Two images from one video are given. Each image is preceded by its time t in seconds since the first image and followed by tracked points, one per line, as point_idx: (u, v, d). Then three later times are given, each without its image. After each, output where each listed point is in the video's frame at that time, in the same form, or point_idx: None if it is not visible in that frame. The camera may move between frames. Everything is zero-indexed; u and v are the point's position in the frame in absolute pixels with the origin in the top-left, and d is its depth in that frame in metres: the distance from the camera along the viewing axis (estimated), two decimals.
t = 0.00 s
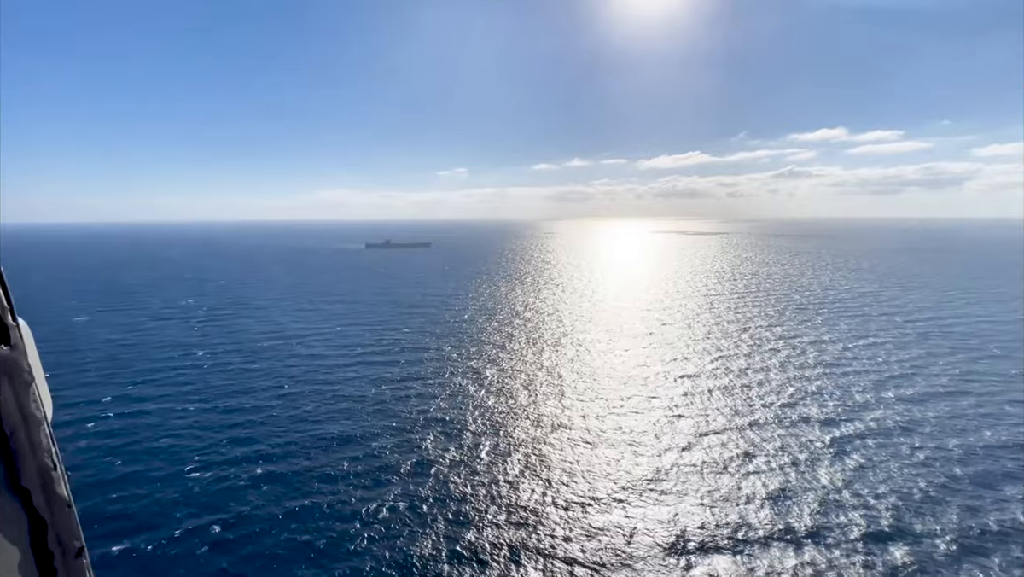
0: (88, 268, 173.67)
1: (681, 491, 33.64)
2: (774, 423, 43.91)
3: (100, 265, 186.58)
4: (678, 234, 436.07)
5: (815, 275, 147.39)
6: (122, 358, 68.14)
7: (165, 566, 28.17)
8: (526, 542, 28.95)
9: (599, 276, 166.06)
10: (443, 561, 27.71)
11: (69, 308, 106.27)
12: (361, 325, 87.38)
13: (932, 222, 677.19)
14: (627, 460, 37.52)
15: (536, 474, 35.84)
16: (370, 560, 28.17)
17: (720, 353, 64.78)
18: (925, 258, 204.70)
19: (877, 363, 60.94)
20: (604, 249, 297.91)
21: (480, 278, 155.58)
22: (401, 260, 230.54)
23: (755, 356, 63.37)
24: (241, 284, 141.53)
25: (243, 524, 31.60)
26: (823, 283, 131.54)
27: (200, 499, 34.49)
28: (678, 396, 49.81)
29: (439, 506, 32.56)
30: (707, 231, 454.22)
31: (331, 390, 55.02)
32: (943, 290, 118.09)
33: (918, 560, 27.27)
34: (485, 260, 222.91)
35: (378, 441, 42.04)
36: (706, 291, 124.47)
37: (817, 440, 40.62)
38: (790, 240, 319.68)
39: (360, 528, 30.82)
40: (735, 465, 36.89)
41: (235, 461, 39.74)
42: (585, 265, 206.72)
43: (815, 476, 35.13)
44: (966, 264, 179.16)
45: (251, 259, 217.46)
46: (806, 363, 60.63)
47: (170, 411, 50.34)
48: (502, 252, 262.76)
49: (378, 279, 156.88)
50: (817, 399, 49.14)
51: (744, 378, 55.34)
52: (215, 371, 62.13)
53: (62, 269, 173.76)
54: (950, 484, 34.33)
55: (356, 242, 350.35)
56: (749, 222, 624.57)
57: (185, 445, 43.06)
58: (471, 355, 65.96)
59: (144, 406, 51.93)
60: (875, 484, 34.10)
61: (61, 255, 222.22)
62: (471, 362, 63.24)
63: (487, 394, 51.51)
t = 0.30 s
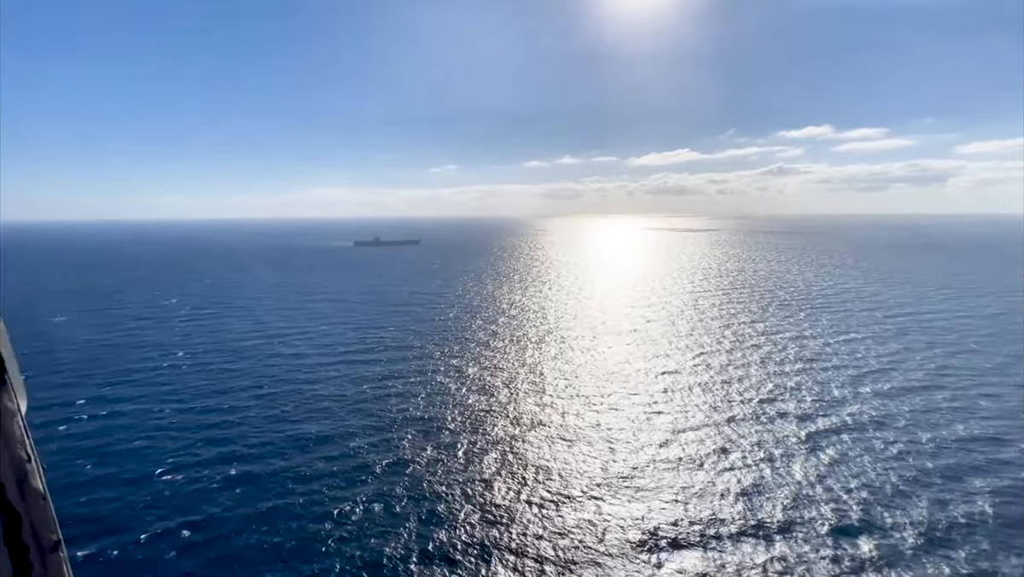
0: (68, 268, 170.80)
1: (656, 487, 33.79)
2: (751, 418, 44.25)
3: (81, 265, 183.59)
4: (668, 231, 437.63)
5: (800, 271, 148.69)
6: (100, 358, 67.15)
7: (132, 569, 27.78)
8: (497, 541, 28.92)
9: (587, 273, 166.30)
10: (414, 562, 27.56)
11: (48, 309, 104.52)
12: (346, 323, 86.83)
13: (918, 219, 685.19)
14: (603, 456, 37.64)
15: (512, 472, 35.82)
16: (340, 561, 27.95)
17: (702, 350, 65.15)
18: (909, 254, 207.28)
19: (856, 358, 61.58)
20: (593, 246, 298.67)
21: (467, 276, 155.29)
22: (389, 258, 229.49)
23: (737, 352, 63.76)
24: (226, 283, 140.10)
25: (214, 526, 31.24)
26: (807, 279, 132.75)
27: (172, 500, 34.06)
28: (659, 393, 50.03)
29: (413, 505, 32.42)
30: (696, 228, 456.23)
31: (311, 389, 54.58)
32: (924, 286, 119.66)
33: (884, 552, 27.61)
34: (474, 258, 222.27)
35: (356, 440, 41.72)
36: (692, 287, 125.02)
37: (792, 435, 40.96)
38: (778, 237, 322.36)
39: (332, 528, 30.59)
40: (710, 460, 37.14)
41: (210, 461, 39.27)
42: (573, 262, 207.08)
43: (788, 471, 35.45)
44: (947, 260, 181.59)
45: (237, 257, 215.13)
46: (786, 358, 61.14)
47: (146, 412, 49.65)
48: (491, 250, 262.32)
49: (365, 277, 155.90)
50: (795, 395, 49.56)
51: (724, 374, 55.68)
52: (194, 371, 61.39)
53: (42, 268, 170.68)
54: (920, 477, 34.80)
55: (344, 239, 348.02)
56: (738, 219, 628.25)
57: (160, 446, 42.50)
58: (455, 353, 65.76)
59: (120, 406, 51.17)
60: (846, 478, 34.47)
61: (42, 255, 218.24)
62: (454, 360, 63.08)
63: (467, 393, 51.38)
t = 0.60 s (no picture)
0: (51, 267, 167.66)
1: (634, 483, 33.81)
2: (731, 415, 44.43)
3: (65, 263, 180.41)
4: (660, 227, 438.33)
5: (789, 268, 149.28)
6: (79, 358, 66.14)
7: (101, 570, 27.47)
8: (471, 538, 28.83)
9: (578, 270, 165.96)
10: (387, 561, 27.41)
11: (29, 308, 102.79)
12: (332, 321, 86.27)
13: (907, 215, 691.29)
14: (582, 453, 37.64)
15: (490, 469, 35.71)
16: (312, 561, 27.75)
17: (687, 346, 65.25)
18: (898, 249, 208.02)
19: (839, 354, 61.94)
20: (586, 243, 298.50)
21: (457, 273, 154.66)
22: (380, 255, 227.80)
23: (722, 348, 63.96)
24: (213, 281, 138.65)
25: (187, 526, 30.94)
26: (796, 275, 133.31)
27: (147, 501, 33.75)
28: (641, 389, 50.10)
29: (389, 504, 32.28)
30: (687, 224, 457.18)
31: (293, 387, 54.19)
32: (910, 281, 120.52)
33: (855, 546, 27.82)
34: (465, 255, 221.38)
35: (336, 439, 41.47)
36: (681, 284, 125.17)
37: (771, 431, 41.13)
38: (769, 233, 323.93)
39: (306, 527, 30.38)
40: (689, 456, 37.19)
41: (187, 461, 38.92)
42: (565, 259, 206.59)
43: (765, 467, 35.58)
44: (934, 255, 183.15)
45: (226, 255, 212.88)
46: (769, 355, 61.45)
47: (125, 412, 49.05)
48: (483, 247, 261.48)
49: (354, 275, 154.89)
50: (776, 391, 49.79)
51: (707, 370, 55.86)
52: (176, 370, 60.70)
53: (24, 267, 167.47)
54: (894, 472, 35.07)
55: (335, 237, 345.30)
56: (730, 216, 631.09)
57: (136, 446, 42.01)
58: (439, 351, 65.52)
59: (98, 406, 50.51)
60: (822, 474, 34.67)
61: (26, 253, 214.55)
62: (439, 357, 62.80)
63: (450, 390, 51.26)
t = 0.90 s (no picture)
0: (40, 265, 166.49)
1: (614, 481, 33.73)
2: (716, 412, 44.29)
3: (53, 260, 179.02)
4: (654, 224, 438.38)
5: (780, 264, 149.80)
6: (62, 357, 65.55)
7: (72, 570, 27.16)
8: (448, 538, 28.67)
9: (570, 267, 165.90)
10: (362, 560, 27.25)
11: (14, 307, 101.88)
12: (320, 319, 85.82)
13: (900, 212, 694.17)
14: (565, 451, 37.57)
15: (471, 467, 35.59)
16: (287, 561, 27.55)
17: (674, 343, 65.22)
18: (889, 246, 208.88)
19: (824, 350, 62.08)
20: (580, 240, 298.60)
21: (449, 270, 154.38)
22: (372, 252, 227.15)
23: (710, 345, 63.91)
24: (202, 279, 137.80)
25: (160, 526, 30.57)
26: (785, 272, 133.79)
27: (124, 500, 33.40)
28: (624, 386, 50.08)
29: (367, 503, 32.07)
30: (681, 221, 457.80)
31: (278, 386, 53.81)
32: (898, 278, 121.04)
33: (830, 543, 27.86)
34: (457, 252, 221.08)
35: (318, 437, 41.17)
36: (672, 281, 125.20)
37: (753, 428, 41.12)
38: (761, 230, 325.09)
39: (283, 527, 30.18)
40: (671, 454, 37.09)
41: (167, 460, 38.54)
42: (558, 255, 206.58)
43: (745, 465, 35.57)
44: (923, 252, 184.21)
45: (217, 252, 211.71)
46: (756, 351, 61.52)
47: (106, 410, 48.57)
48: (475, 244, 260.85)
49: (345, 272, 154.36)
50: (760, 387, 49.88)
51: (693, 367, 55.88)
52: (160, 368, 60.21)
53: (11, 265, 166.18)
54: (873, 468, 35.16)
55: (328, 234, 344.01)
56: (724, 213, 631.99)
57: (116, 445, 41.59)
58: (426, 348, 65.21)
59: (79, 405, 50.02)
60: (801, 471, 34.68)
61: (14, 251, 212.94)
62: (426, 355, 62.56)
63: (435, 388, 51.05)
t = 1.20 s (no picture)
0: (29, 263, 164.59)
1: (595, 479, 33.70)
2: (700, 410, 44.29)
3: (42, 258, 176.87)
4: (649, 222, 438.20)
5: (773, 262, 149.79)
6: (46, 356, 64.80)
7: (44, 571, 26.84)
8: (425, 537, 28.60)
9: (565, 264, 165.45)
10: (338, 560, 27.14)
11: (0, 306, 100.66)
12: (310, 317, 85.34)
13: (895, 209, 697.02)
14: (547, 448, 37.54)
15: (452, 466, 35.47)
16: (262, 560, 27.37)
17: (663, 340, 65.09)
18: (884, 244, 208.99)
19: (812, 348, 62.04)
20: (576, 238, 297.49)
21: (442, 268, 153.75)
22: (367, 249, 226.03)
23: (698, 343, 63.90)
24: (193, 277, 136.89)
25: (136, 526, 30.28)
26: (779, 270, 133.86)
27: (101, 500, 33.06)
28: (610, 384, 50.03)
29: (346, 502, 31.94)
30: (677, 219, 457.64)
31: (264, 384, 53.46)
32: (890, 276, 121.30)
33: (807, 541, 27.89)
34: (452, 250, 220.22)
35: (300, 436, 40.94)
36: (666, 278, 125.04)
37: (736, 426, 41.12)
38: (757, 227, 325.39)
39: (261, 526, 30.01)
40: (653, 452, 37.11)
41: (147, 458, 38.22)
42: (554, 253, 205.97)
43: (726, 463, 35.57)
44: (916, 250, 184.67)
45: (210, 250, 210.25)
46: (743, 348, 61.55)
47: (88, 410, 48.06)
48: (471, 242, 259.98)
49: (338, 270, 153.70)
50: (746, 385, 49.92)
51: (679, 365, 55.85)
52: (145, 367, 59.66)
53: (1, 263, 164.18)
54: (853, 466, 35.23)
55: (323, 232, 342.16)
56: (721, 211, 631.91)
57: (96, 444, 41.16)
58: (414, 347, 64.95)
59: (61, 404, 49.45)
60: (781, 469, 34.69)
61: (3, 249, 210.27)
62: (413, 353, 62.32)
63: (421, 386, 50.88)
